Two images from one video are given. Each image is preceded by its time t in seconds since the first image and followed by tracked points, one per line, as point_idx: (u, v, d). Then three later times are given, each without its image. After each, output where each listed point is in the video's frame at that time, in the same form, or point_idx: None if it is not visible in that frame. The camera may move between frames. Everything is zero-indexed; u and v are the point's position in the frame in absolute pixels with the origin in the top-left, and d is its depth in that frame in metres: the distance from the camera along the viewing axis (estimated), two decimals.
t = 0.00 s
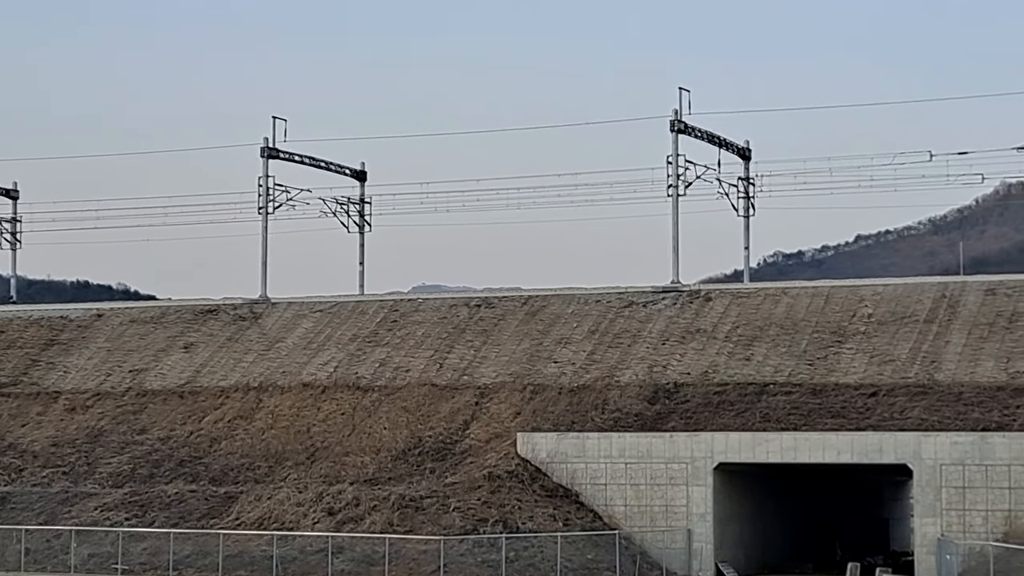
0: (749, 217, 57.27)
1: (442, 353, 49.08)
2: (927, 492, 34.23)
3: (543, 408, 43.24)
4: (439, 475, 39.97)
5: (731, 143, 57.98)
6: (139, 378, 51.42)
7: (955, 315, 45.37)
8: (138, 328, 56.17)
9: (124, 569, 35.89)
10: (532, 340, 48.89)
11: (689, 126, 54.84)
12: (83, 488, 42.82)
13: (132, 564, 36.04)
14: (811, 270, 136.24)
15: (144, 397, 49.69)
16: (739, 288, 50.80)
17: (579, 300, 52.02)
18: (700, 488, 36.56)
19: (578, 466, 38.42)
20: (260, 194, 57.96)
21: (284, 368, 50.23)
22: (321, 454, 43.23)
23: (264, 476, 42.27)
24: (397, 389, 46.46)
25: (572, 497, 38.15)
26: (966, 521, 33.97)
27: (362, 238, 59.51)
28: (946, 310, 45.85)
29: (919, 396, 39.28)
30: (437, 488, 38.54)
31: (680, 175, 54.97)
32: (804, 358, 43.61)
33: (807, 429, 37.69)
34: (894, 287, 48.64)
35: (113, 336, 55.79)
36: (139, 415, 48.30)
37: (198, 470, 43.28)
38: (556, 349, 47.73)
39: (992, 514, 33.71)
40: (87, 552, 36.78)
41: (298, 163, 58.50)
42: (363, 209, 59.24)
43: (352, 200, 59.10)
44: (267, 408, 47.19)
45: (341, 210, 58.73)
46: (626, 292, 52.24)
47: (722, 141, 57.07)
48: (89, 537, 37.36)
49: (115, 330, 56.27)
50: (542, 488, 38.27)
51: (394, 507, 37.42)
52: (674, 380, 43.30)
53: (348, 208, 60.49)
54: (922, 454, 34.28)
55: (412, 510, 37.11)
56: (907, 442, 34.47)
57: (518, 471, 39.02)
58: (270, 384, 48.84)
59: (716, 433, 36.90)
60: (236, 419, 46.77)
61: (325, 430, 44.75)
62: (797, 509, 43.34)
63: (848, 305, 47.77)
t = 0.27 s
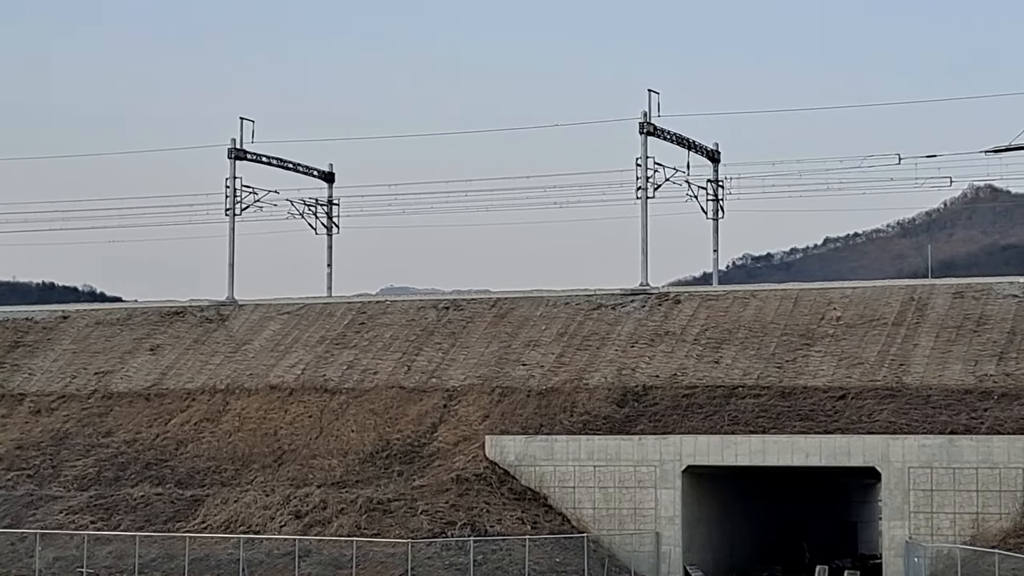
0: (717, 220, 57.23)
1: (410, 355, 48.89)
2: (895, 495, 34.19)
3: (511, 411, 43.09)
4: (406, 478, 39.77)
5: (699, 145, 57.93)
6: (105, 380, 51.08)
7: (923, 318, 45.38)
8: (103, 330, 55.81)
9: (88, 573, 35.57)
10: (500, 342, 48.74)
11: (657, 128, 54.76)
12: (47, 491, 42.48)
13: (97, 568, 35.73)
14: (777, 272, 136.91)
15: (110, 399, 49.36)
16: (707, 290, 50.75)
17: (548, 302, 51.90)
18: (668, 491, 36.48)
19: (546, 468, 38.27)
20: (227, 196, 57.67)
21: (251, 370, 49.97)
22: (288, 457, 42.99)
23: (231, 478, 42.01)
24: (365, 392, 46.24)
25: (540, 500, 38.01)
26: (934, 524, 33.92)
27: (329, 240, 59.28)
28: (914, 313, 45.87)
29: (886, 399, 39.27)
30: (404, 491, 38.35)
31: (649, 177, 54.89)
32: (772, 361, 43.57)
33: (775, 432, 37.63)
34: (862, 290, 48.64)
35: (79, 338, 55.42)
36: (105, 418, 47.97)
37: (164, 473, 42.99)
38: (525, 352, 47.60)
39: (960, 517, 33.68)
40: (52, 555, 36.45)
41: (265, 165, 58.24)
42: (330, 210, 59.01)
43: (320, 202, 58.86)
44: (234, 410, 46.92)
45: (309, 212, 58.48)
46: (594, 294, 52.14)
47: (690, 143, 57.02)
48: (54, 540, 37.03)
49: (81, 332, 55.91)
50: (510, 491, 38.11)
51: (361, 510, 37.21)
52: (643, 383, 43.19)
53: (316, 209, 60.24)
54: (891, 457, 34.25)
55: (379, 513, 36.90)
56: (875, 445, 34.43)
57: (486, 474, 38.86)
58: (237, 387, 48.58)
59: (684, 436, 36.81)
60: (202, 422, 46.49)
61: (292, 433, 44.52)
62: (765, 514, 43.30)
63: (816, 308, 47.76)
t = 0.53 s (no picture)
0: (681, 223, 57.34)
1: (374, 358, 48.81)
2: (857, 497, 34.31)
3: (475, 413, 43.06)
4: (370, 481, 39.70)
5: (663, 148, 58.03)
6: (66, 382, 50.83)
7: (886, 320, 45.56)
8: (65, 332, 55.55)
9: None
10: (463, 345, 48.71)
11: (621, 131, 54.82)
12: (8, 494, 42.24)
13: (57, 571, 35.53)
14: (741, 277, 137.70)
15: (71, 401, 49.12)
16: (671, 293, 50.83)
17: (512, 304, 51.90)
18: (631, 494, 36.51)
19: (509, 471, 38.25)
20: (190, 198, 57.48)
21: (213, 373, 49.79)
22: (251, 460, 42.87)
23: (193, 481, 41.85)
24: (328, 394, 46.14)
25: (504, 502, 37.99)
26: (896, 526, 34.02)
27: (293, 242, 59.14)
28: (876, 316, 46.03)
29: (849, 401, 39.40)
30: (367, 494, 38.28)
31: (613, 180, 54.94)
32: (735, 364, 43.66)
33: (738, 435, 37.70)
34: (825, 293, 48.79)
35: (40, 340, 55.15)
36: (67, 420, 47.74)
37: (126, 475, 42.80)
38: (488, 354, 47.58)
39: (922, 519, 33.79)
40: (12, 558, 36.22)
41: (228, 167, 58.07)
42: (294, 212, 58.87)
43: (283, 204, 58.72)
44: (196, 413, 46.75)
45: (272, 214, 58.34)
46: (558, 297, 52.16)
47: (654, 146, 57.11)
48: (15, 543, 36.80)
49: (42, 335, 55.63)
50: (473, 494, 38.08)
51: (324, 512, 37.11)
52: (606, 385, 43.22)
53: (279, 211, 60.10)
54: (853, 459, 34.35)
55: (342, 516, 36.81)
56: (837, 448, 34.53)
57: (450, 476, 38.82)
58: (199, 389, 48.40)
59: (647, 438, 36.85)
60: (165, 425, 46.31)
61: (255, 436, 44.38)
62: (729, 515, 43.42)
63: (779, 310, 47.89)
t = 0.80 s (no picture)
0: (642, 237, 57.46)
1: (335, 372, 48.72)
2: (817, 512, 34.45)
3: (436, 428, 43.02)
4: (330, 495, 39.60)
5: (624, 163, 58.16)
6: (25, 397, 50.53)
7: (846, 335, 45.74)
8: (24, 347, 55.27)
9: None
10: (425, 359, 48.67)
11: (583, 145, 54.91)
12: None
13: None
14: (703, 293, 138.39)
15: (30, 416, 48.85)
16: (632, 307, 50.91)
17: (473, 319, 51.89)
18: (592, 508, 36.53)
19: (470, 485, 38.23)
20: (150, 212, 57.29)
21: (173, 387, 49.59)
22: (211, 474, 42.72)
23: (152, 496, 41.66)
24: (289, 408, 46.03)
25: (465, 517, 37.96)
26: (855, 541, 34.12)
27: (254, 256, 59.02)
28: (836, 331, 46.22)
29: (809, 415, 39.53)
30: (328, 509, 38.18)
31: (574, 194, 55.02)
32: (696, 378, 43.75)
33: (699, 449, 37.78)
34: (785, 307, 48.97)
35: None
36: (26, 435, 47.47)
37: (85, 490, 42.58)
38: (449, 369, 47.55)
39: (881, 534, 33.91)
40: None
41: (189, 181, 57.91)
42: (255, 226, 58.75)
43: (244, 218, 58.59)
44: (156, 427, 46.55)
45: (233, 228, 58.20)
46: (519, 311, 52.19)
47: (616, 160, 57.24)
48: None
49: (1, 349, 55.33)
50: (434, 508, 38.04)
51: (284, 527, 36.98)
52: (568, 400, 43.24)
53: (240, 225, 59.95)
54: (813, 473, 34.50)
55: (302, 531, 36.69)
56: (798, 461, 34.67)
57: (411, 491, 38.76)
58: (159, 404, 48.21)
59: (608, 452, 36.90)
60: (124, 439, 46.10)
61: (215, 450, 44.23)
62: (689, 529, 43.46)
63: (740, 325, 48.04)
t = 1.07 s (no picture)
0: (601, 259, 57.69)
1: (294, 393, 48.71)
2: (775, 533, 34.64)
3: (395, 449, 43.07)
4: (289, 517, 39.58)
5: (584, 185, 58.41)
6: None
7: (803, 357, 46.04)
8: None
9: None
10: (384, 380, 48.71)
11: (542, 168, 55.13)
12: None
13: None
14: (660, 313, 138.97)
15: None
16: (591, 329, 51.10)
17: (432, 340, 51.97)
18: (551, 529, 36.63)
19: (429, 507, 38.27)
20: (109, 233, 57.20)
21: (132, 408, 49.48)
22: (170, 496, 42.65)
23: (111, 518, 41.56)
24: (248, 430, 45.99)
25: (424, 538, 37.99)
26: (812, 561, 34.26)
27: (213, 277, 58.97)
28: (794, 352, 46.50)
29: (767, 437, 39.77)
30: (287, 530, 38.16)
31: (534, 216, 55.21)
32: (655, 400, 43.94)
33: (657, 470, 37.95)
34: (743, 329, 49.24)
35: None
36: None
37: (42, 512, 42.43)
38: (409, 390, 47.62)
39: (838, 554, 34.09)
40: None
41: (148, 202, 57.85)
42: (215, 247, 58.71)
43: (204, 239, 58.55)
44: (114, 448, 46.44)
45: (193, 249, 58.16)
46: (478, 333, 52.32)
47: (575, 183, 57.47)
48: None
49: None
50: (393, 529, 38.06)
51: (243, 548, 36.93)
52: (527, 421, 43.35)
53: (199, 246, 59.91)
54: (771, 495, 34.71)
55: (261, 552, 36.65)
56: (755, 483, 34.88)
57: (370, 512, 38.79)
58: (118, 425, 48.08)
59: (567, 474, 37.03)
60: (82, 460, 45.97)
61: (174, 471, 44.15)
62: (647, 551, 43.60)
63: (698, 347, 48.28)
